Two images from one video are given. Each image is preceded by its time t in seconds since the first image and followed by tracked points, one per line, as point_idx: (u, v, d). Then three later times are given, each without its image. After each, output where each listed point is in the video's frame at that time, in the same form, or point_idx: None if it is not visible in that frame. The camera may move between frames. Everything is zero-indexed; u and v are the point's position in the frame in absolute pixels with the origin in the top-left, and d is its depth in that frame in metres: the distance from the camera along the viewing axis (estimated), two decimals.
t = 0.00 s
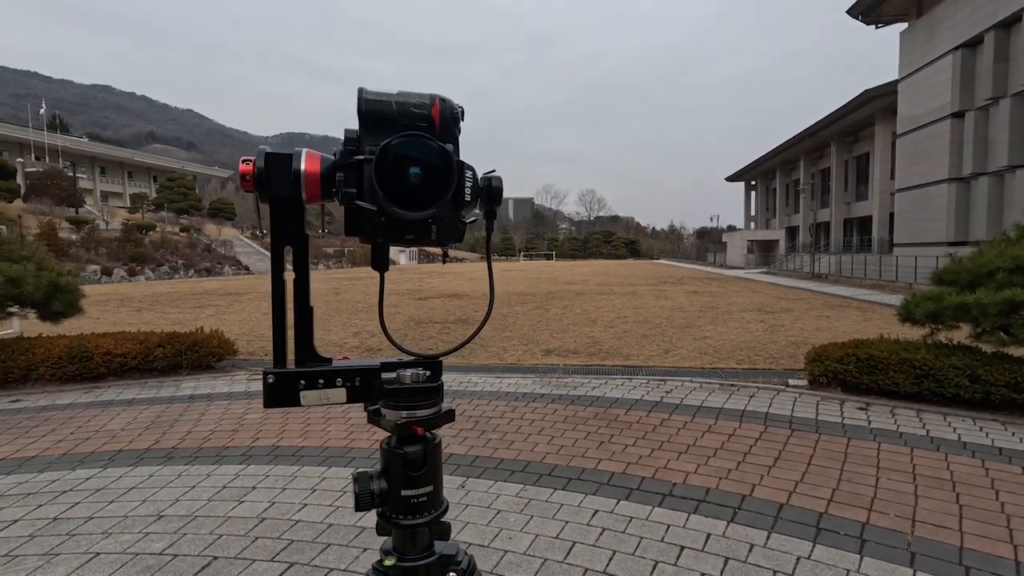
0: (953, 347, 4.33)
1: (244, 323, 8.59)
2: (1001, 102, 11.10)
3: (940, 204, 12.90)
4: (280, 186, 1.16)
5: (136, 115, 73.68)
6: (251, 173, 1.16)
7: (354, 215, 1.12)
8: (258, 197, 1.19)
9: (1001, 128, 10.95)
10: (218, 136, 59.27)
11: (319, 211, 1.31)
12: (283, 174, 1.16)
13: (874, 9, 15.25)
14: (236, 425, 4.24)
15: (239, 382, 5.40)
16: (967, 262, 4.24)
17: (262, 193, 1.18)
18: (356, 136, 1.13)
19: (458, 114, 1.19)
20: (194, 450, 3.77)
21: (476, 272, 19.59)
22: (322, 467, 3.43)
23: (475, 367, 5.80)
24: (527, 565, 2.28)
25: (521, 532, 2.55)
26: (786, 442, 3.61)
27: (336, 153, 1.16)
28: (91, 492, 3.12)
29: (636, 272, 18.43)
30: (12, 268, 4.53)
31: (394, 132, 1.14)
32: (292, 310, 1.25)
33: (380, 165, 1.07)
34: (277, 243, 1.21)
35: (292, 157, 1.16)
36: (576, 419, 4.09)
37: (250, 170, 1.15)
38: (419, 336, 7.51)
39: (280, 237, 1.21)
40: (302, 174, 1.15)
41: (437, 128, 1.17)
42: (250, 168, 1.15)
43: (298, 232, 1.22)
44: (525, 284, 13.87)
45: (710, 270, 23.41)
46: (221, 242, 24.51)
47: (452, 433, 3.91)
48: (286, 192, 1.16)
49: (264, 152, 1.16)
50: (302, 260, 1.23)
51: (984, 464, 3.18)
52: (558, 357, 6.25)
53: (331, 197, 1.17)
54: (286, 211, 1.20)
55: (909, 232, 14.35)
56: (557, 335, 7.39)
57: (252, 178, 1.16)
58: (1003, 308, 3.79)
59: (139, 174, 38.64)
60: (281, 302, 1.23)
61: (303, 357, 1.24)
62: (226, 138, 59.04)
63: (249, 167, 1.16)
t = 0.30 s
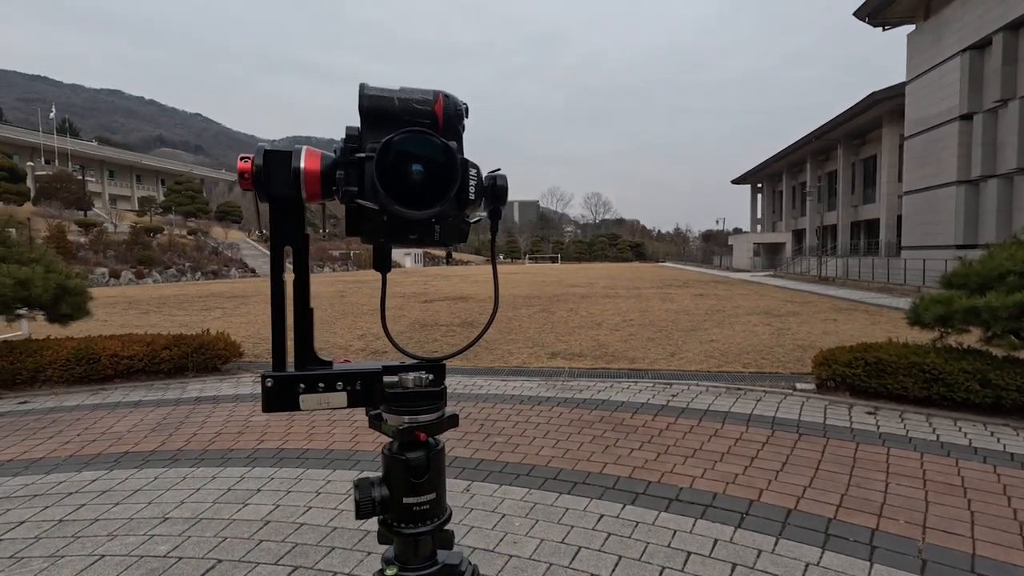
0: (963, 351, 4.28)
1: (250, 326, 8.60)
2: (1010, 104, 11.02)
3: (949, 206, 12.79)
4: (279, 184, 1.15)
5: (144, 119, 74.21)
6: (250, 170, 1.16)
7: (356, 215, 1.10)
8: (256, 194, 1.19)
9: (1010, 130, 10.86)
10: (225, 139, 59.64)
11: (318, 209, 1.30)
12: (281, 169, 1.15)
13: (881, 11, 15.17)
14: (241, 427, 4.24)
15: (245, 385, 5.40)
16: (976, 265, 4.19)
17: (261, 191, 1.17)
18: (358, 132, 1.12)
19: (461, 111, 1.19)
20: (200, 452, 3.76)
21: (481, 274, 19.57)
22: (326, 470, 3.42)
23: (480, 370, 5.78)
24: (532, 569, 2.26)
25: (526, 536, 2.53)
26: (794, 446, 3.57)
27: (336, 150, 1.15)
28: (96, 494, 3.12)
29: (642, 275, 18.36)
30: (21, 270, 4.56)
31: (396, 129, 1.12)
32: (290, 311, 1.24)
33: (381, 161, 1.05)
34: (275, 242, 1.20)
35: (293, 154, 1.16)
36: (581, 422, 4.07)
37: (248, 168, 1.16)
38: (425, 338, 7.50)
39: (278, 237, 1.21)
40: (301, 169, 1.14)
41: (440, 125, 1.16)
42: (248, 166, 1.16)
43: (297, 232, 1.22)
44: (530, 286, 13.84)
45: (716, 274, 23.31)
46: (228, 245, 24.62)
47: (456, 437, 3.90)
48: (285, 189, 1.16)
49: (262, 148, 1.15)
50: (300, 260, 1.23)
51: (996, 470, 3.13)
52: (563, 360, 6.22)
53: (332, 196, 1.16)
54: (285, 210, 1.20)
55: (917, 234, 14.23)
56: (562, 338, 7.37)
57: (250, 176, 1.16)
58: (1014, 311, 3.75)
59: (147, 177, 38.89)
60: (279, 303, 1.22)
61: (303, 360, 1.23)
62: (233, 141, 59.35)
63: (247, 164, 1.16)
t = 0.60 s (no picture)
0: (966, 354, 4.26)
1: (251, 328, 8.60)
2: (1012, 106, 11.00)
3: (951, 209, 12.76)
4: (281, 186, 1.14)
5: (147, 122, 74.42)
6: (252, 170, 1.14)
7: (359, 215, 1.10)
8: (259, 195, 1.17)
9: (1013, 133, 10.85)
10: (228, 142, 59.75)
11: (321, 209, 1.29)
12: (285, 170, 1.14)
13: (883, 14, 15.17)
14: (242, 430, 4.24)
15: (246, 387, 5.39)
16: (980, 267, 4.18)
17: (262, 193, 1.16)
18: (362, 133, 1.11)
19: (467, 111, 1.18)
20: (202, 454, 3.76)
21: (483, 277, 19.56)
22: (328, 473, 3.42)
23: (482, 372, 5.77)
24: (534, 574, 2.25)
25: (529, 540, 2.51)
26: (798, 450, 3.55)
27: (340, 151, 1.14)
28: (98, 497, 3.12)
29: (644, 278, 18.34)
30: (24, 272, 4.56)
31: (401, 129, 1.12)
32: (294, 314, 1.23)
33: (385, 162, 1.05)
34: (278, 244, 1.19)
35: (296, 155, 1.15)
36: (583, 425, 4.05)
37: (250, 168, 1.14)
38: (427, 341, 7.49)
39: (282, 239, 1.19)
40: (305, 171, 1.13)
41: (445, 125, 1.15)
42: (250, 166, 1.14)
43: (300, 234, 1.21)
44: (532, 289, 13.83)
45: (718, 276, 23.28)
46: (231, 247, 24.65)
47: (457, 440, 3.88)
48: (289, 191, 1.15)
49: (265, 148, 1.14)
50: (304, 262, 1.21)
51: (1001, 474, 3.12)
52: (566, 362, 6.21)
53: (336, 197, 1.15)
54: (288, 211, 1.19)
55: (919, 237, 14.20)
56: (564, 341, 7.35)
57: (252, 177, 1.14)
58: (1019, 314, 3.73)
59: (150, 180, 38.99)
60: (283, 306, 1.21)
61: (306, 363, 1.22)
62: (236, 144, 59.49)
63: (249, 164, 1.14)
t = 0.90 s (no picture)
0: (965, 356, 4.27)
1: (249, 331, 8.57)
2: (1007, 109, 11.07)
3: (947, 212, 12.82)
4: (311, 187, 1.14)
5: (144, 124, 74.25)
6: (282, 172, 1.14)
7: (389, 216, 1.10)
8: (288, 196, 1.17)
9: (1009, 136, 10.92)
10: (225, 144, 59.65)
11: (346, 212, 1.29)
12: (316, 171, 1.14)
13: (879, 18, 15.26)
14: (241, 432, 4.22)
15: (245, 390, 5.37)
16: (978, 270, 4.20)
17: (292, 193, 1.16)
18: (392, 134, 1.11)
19: (494, 112, 1.18)
20: (201, 457, 3.74)
21: (481, 279, 19.55)
22: (329, 475, 3.40)
23: (482, 375, 5.77)
24: None
25: (532, 542, 2.51)
26: (798, 452, 3.56)
27: (370, 153, 1.15)
28: (98, 500, 3.10)
29: (643, 280, 18.36)
30: (22, 275, 4.54)
31: (430, 131, 1.12)
32: (321, 316, 1.23)
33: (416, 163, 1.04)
34: (307, 246, 1.19)
35: (326, 157, 1.15)
36: (583, 428, 4.05)
37: (280, 169, 1.14)
38: (425, 343, 7.48)
39: (310, 241, 1.19)
40: (335, 174, 1.13)
41: (474, 126, 1.14)
42: (281, 167, 1.13)
43: (328, 236, 1.21)
44: (530, 291, 13.83)
45: (716, 278, 23.29)
46: (228, 249, 24.59)
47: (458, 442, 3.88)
48: (319, 192, 1.15)
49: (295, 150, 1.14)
50: (332, 264, 1.22)
51: (1002, 476, 3.12)
52: (565, 365, 6.21)
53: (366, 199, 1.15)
54: (317, 213, 1.19)
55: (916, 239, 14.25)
56: (563, 343, 7.36)
57: (283, 178, 1.14)
58: (1017, 316, 3.74)
59: (147, 182, 38.91)
60: (311, 308, 1.21)
61: (333, 364, 1.22)
62: (233, 146, 59.38)
63: (279, 166, 1.14)
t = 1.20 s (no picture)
0: (962, 358, 4.30)
1: (245, 333, 8.52)
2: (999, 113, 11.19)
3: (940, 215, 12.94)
4: (388, 185, 1.12)
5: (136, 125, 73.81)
6: (358, 171, 1.12)
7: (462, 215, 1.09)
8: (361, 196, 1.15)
9: (1000, 140, 11.04)
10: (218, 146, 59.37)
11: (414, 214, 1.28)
12: (393, 169, 1.12)
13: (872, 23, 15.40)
14: (241, 436, 4.19)
15: (243, 392, 5.33)
16: (975, 272, 4.23)
17: (366, 193, 1.14)
18: (467, 133, 1.12)
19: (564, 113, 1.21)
20: (201, 461, 3.71)
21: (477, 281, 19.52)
22: (332, 479, 3.38)
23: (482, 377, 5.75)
24: None
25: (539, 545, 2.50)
26: (800, 453, 3.57)
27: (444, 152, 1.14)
28: (98, 505, 3.06)
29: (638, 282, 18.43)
30: (17, 277, 4.49)
31: (504, 130, 1.13)
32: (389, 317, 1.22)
33: (499, 163, 1.02)
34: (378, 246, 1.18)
35: (401, 154, 1.13)
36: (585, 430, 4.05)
37: (356, 169, 1.11)
38: (424, 345, 7.46)
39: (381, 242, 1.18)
40: (412, 173, 1.11)
41: (547, 125, 1.17)
42: (356, 166, 1.11)
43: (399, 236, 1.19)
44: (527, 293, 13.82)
45: (711, 280, 23.37)
46: (222, 251, 24.45)
47: (461, 445, 3.86)
48: (394, 191, 1.13)
49: (372, 149, 1.12)
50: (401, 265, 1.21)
51: (1003, 477, 3.13)
52: (565, 367, 6.21)
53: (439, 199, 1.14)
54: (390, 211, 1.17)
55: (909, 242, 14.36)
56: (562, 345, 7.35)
57: (358, 177, 1.12)
58: (1015, 318, 3.76)
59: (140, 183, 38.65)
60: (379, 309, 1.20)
61: (401, 366, 1.21)
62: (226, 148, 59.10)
63: (355, 165, 1.12)
